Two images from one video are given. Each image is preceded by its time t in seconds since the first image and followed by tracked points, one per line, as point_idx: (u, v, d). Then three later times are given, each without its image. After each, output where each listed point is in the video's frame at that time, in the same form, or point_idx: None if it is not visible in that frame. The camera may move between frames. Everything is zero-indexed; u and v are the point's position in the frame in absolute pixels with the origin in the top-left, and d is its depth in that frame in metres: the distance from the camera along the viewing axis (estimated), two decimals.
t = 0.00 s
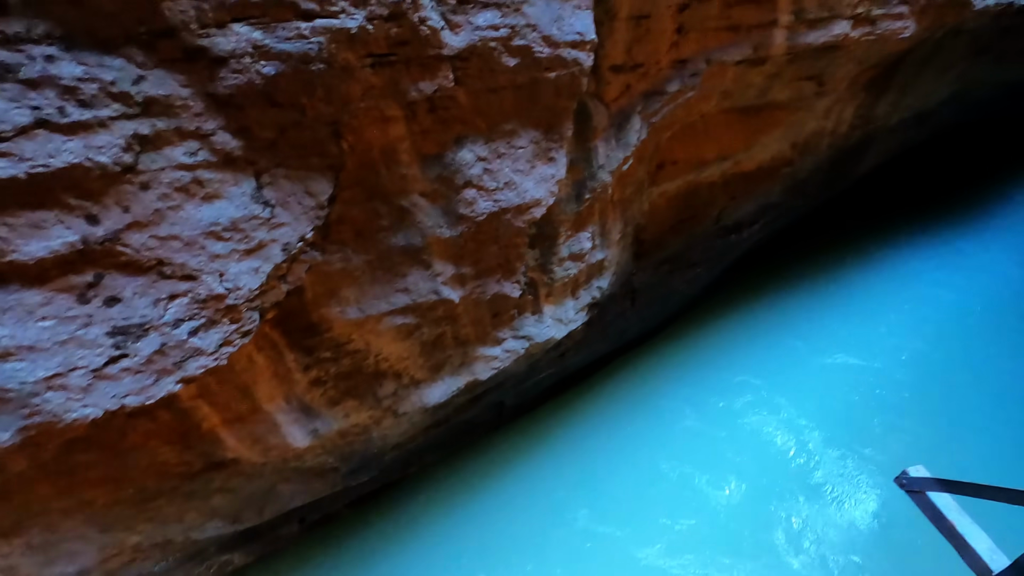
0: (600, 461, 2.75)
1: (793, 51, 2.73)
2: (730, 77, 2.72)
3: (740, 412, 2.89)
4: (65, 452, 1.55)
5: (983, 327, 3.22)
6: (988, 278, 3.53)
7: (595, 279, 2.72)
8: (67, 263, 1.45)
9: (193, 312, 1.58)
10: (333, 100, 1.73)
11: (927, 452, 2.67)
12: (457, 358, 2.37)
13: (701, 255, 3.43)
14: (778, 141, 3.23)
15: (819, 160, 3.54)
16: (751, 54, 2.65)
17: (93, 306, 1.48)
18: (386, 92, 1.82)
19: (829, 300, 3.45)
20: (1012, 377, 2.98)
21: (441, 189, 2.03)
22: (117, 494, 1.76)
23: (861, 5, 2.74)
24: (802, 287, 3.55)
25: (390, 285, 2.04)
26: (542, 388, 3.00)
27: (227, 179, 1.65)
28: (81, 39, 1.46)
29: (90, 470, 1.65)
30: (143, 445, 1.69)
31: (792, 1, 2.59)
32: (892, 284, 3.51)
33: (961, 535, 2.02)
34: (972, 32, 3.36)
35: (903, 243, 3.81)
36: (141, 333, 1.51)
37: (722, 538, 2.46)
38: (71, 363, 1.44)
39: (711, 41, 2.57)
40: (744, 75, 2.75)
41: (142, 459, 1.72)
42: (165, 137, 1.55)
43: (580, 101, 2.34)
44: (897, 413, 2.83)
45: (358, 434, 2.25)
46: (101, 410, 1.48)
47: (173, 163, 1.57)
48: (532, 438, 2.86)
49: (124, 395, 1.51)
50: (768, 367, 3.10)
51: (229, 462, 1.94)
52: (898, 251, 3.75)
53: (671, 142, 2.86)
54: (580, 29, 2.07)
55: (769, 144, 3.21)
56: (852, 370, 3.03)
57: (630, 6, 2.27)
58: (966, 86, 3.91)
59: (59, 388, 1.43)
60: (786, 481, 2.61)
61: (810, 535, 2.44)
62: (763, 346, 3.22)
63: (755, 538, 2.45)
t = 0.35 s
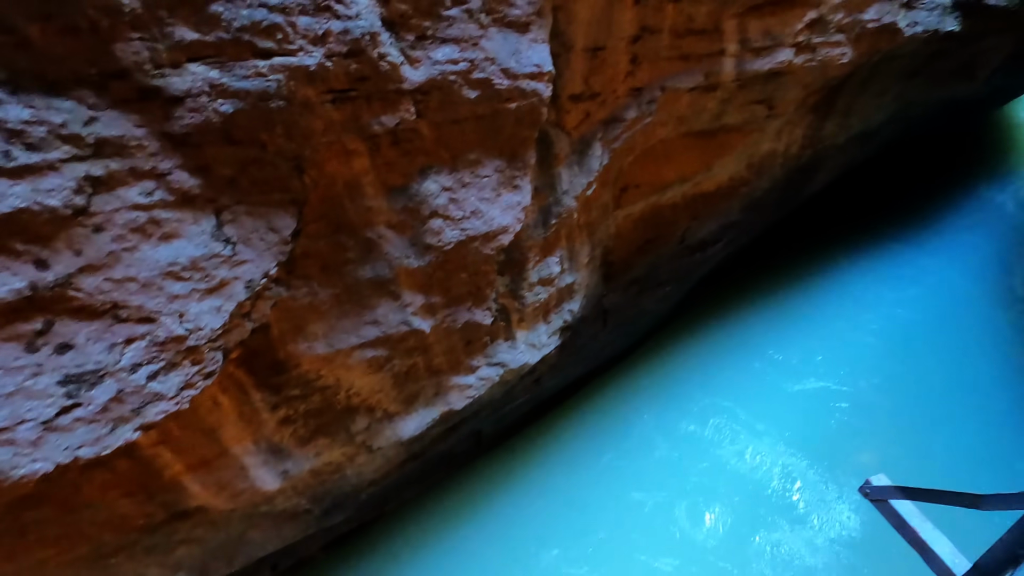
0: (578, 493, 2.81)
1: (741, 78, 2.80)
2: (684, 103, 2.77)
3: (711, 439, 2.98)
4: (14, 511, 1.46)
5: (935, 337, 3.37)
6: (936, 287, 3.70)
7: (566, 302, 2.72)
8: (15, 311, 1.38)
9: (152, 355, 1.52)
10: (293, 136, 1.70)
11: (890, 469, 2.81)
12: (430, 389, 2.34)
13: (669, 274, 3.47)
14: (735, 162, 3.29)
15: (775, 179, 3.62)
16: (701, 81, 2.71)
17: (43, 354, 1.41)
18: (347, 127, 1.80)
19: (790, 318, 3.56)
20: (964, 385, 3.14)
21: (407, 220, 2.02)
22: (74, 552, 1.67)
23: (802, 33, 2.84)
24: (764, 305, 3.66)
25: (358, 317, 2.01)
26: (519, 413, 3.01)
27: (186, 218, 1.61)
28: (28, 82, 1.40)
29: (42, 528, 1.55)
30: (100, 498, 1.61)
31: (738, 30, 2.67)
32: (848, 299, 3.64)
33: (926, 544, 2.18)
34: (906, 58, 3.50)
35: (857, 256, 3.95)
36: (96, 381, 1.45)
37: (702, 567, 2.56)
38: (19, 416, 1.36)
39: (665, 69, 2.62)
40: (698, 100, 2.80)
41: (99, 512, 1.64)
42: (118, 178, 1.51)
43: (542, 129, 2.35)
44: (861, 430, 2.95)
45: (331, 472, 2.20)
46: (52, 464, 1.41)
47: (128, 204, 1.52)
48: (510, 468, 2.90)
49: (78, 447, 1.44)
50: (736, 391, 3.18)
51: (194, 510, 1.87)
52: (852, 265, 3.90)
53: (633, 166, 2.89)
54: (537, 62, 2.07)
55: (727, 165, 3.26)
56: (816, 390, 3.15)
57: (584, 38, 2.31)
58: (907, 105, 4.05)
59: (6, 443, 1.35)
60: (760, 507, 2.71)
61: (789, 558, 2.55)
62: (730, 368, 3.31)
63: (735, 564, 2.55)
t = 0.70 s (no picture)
0: (560, 520, 2.86)
1: (699, 104, 2.86)
2: (647, 129, 2.81)
3: (689, 461, 3.08)
4: None
5: (890, 354, 3.59)
6: (889, 305, 3.92)
7: (540, 329, 2.71)
8: None
9: (115, 401, 1.47)
10: (258, 173, 1.68)
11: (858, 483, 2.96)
12: (407, 423, 2.30)
13: (641, 296, 3.51)
14: (699, 185, 3.34)
15: (737, 200, 3.69)
16: (663, 107, 2.76)
17: None
18: (313, 162, 1.77)
19: (755, 340, 3.71)
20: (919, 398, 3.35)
21: (377, 253, 2.00)
22: None
23: (755, 60, 2.91)
24: (731, 327, 3.80)
25: (330, 353, 1.98)
26: (499, 443, 2.98)
27: (148, 258, 1.57)
28: None
29: None
30: (62, 554, 1.54)
31: (693, 59, 2.73)
32: (809, 319, 3.82)
33: (894, 552, 2.25)
34: (853, 81, 3.61)
35: (815, 278, 4.15)
36: (55, 431, 1.39)
37: None
38: None
39: (625, 98, 2.66)
40: (660, 127, 2.85)
41: (60, 570, 1.56)
42: (77, 222, 1.46)
43: (509, 158, 2.36)
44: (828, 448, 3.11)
45: (307, 514, 2.15)
46: (7, 521, 1.34)
47: (87, 247, 1.47)
48: (491, 501, 2.91)
49: (36, 502, 1.38)
50: (709, 413, 3.30)
51: (163, 562, 1.80)
52: (811, 288, 4.07)
53: (601, 192, 2.92)
54: (501, 93, 2.08)
55: (691, 188, 3.31)
56: (784, 409, 3.30)
57: (546, 70, 2.34)
58: (859, 126, 4.20)
59: None
60: (740, 531, 2.80)
61: None
62: (701, 390, 3.43)
63: None
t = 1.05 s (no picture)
0: (551, 543, 2.86)
1: (670, 127, 2.90)
2: (620, 152, 2.85)
3: (675, 485, 3.10)
4: None
5: (864, 366, 3.69)
6: (861, 318, 4.03)
7: (521, 352, 2.71)
8: None
9: (86, 443, 1.44)
10: (233, 206, 1.66)
11: (840, 493, 3.04)
12: (390, 453, 2.27)
13: (621, 316, 3.53)
14: (674, 205, 3.38)
15: (711, 218, 3.73)
16: (634, 131, 2.79)
17: None
18: (289, 194, 1.76)
19: (734, 356, 3.77)
20: (895, 409, 3.45)
21: (355, 282, 1.98)
22: None
23: (721, 83, 2.94)
24: (709, 345, 3.85)
25: (310, 385, 1.95)
26: (484, 470, 2.96)
27: (120, 295, 1.54)
28: None
29: None
30: None
31: (662, 84, 2.76)
32: (785, 334, 3.91)
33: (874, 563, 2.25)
34: (816, 102, 3.70)
35: (789, 294, 4.24)
36: (23, 476, 1.35)
37: None
38: None
39: (597, 123, 2.70)
40: (632, 150, 2.89)
41: None
42: (46, 260, 1.42)
43: (485, 185, 2.37)
44: (811, 460, 3.18)
45: (288, 551, 2.11)
46: None
47: (57, 285, 1.43)
48: (477, 531, 2.88)
49: (4, 551, 1.33)
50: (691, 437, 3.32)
51: None
52: (785, 306, 4.13)
53: (577, 215, 2.95)
54: (475, 121, 2.10)
55: (665, 209, 3.35)
56: (766, 424, 3.37)
57: (519, 97, 2.37)
58: (825, 144, 4.31)
59: None
60: (730, 559, 2.79)
61: None
62: (683, 408, 3.47)
63: None
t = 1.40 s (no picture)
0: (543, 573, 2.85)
1: (646, 150, 2.94)
2: (598, 175, 2.88)
3: (663, 511, 3.10)
4: None
5: (844, 382, 3.77)
6: (839, 333, 4.12)
7: (506, 377, 2.70)
8: None
9: (61, 484, 1.41)
10: (213, 239, 1.65)
11: (824, 509, 3.10)
12: (375, 483, 2.24)
13: (604, 338, 3.54)
14: (653, 225, 3.41)
15: (690, 238, 3.77)
16: (612, 154, 2.82)
17: None
18: (269, 225, 1.75)
19: (718, 374, 3.83)
20: (875, 423, 3.53)
21: (337, 311, 1.96)
22: None
23: (694, 106, 2.98)
24: (692, 366, 3.88)
25: (293, 417, 1.93)
26: (471, 497, 2.94)
27: (97, 331, 1.51)
28: None
29: None
30: None
31: (637, 108, 2.80)
32: (765, 352, 3.97)
33: None
34: (786, 123, 3.78)
35: (768, 311, 4.31)
36: None
37: None
38: None
39: (575, 147, 2.73)
40: (610, 173, 2.91)
41: None
42: (20, 298, 1.39)
43: (465, 211, 2.38)
44: (795, 482, 3.21)
45: None
46: None
47: (31, 323, 1.40)
48: (466, 561, 2.86)
49: None
50: (676, 461, 3.34)
51: None
52: (764, 325, 4.19)
53: (557, 237, 2.97)
54: (454, 149, 2.10)
55: (645, 229, 3.37)
56: (750, 446, 3.40)
57: (497, 124, 2.39)
58: (797, 162, 4.38)
59: None
60: None
61: None
62: (669, 428, 3.50)
63: None
